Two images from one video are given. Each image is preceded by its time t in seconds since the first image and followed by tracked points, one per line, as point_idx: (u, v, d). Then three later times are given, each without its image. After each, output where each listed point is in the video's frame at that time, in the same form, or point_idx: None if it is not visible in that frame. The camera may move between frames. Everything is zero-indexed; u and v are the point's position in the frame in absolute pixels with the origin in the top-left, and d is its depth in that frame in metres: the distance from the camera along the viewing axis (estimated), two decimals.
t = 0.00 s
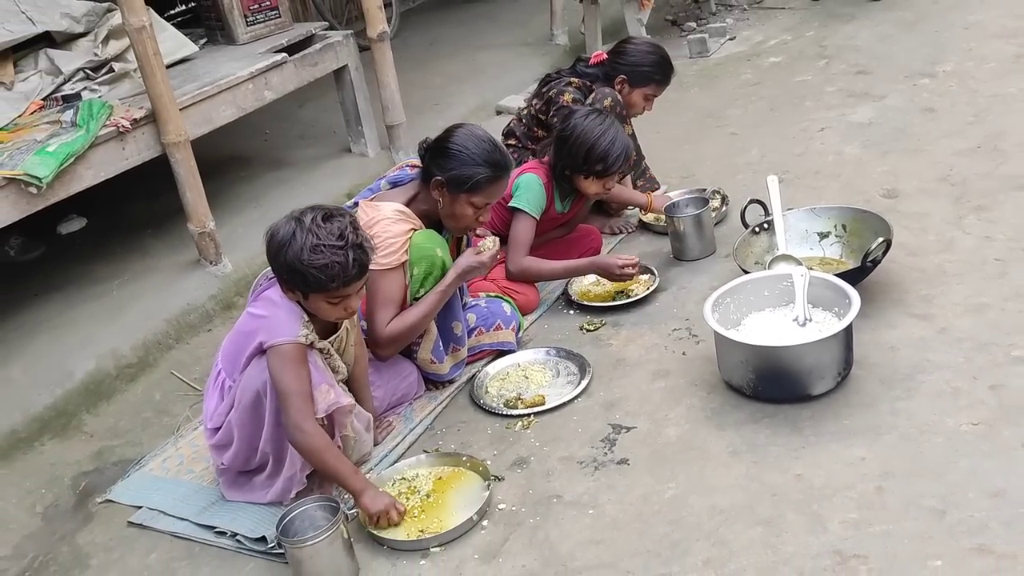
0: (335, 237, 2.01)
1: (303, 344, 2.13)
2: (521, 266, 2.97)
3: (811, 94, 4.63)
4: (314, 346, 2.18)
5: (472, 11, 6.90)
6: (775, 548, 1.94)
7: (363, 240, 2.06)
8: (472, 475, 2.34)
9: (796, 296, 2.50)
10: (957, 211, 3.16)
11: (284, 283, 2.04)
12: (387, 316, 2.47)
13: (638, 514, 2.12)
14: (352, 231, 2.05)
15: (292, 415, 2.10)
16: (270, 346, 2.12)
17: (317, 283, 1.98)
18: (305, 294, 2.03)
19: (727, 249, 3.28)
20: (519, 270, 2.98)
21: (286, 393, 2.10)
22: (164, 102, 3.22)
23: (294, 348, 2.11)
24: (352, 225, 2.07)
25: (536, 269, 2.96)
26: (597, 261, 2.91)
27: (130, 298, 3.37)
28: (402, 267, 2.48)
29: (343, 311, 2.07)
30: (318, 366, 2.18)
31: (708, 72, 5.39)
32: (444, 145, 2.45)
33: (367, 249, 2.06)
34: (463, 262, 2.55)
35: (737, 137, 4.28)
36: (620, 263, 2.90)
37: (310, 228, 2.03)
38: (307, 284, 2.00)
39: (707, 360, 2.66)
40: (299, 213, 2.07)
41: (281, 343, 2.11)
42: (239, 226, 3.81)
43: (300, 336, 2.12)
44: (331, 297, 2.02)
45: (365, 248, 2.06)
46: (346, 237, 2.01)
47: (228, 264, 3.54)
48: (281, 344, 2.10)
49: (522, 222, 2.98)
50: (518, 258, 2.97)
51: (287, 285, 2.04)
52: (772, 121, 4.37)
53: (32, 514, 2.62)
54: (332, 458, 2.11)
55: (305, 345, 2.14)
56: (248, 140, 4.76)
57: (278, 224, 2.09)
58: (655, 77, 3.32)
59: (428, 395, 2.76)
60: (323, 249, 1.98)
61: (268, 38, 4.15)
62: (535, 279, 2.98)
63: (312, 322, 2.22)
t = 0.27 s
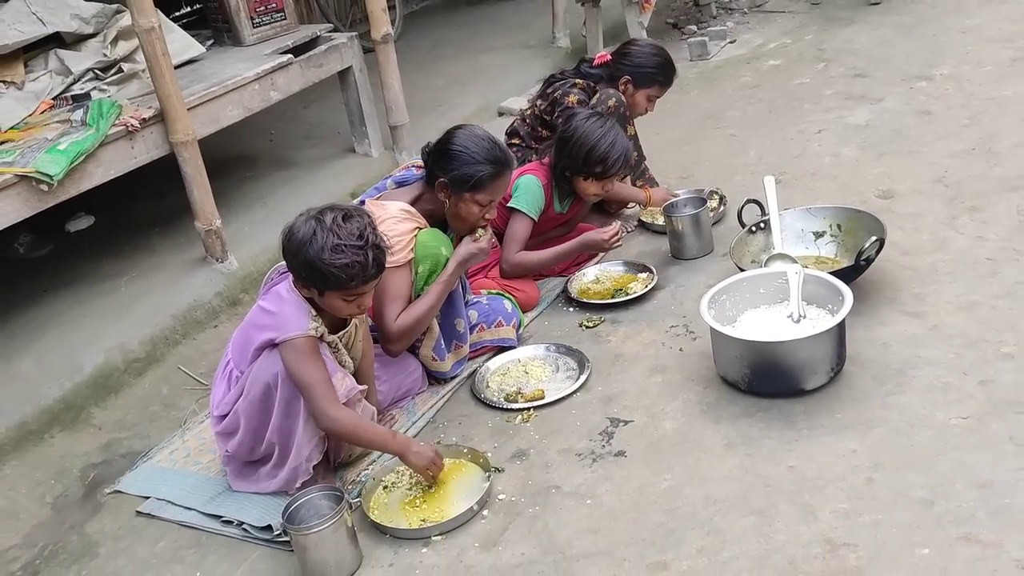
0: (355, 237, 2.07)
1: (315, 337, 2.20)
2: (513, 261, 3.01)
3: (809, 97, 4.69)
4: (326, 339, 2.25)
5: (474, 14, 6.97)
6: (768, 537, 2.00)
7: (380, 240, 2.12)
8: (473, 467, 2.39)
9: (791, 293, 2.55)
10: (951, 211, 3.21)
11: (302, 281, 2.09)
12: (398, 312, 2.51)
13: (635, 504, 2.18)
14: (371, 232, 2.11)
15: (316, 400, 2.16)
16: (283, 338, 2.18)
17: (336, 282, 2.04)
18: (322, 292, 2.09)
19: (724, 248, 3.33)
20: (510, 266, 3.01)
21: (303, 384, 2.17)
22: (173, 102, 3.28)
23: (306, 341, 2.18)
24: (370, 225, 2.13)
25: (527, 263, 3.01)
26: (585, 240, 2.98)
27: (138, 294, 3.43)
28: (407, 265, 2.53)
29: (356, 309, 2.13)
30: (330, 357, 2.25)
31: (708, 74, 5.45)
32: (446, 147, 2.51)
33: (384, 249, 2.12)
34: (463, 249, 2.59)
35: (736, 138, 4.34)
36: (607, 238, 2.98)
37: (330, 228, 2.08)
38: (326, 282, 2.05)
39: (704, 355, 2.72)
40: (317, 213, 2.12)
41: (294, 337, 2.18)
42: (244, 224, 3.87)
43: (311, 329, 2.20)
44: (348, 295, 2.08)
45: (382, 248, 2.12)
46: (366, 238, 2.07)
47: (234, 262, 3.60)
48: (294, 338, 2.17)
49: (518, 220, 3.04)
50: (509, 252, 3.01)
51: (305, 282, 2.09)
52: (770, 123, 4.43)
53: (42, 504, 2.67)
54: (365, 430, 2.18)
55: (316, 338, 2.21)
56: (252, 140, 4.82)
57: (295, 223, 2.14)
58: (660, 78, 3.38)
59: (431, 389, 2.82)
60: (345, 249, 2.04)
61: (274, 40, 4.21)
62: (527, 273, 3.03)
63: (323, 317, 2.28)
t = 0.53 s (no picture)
0: (350, 228, 2.12)
1: (321, 331, 2.25)
2: (511, 257, 3.09)
3: (809, 97, 4.73)
4: (330, 330, 2.30)
5: (478, 14, 7.02)
6: (761, 526, 2.04)
7: (377, 230, 2.17)
8: (473, 458, 2.43)
9: (786, 289, 2.60)
10: (946, 210, 3.25)
11: (300, 271, 2.15)
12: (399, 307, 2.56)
13: (631, 494, 2.22)
14: (367, 222, 2.16)
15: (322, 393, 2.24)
16: (291, 331, 2.23)
17: (332, 271, 2.09)
18: (320, 282, 2.14)
19: (722, 246, 3.38)
20: (507, 262, 3.10)
21: (310, 376, 2.23)
22: (180, 99, 3.33)
23: (313, 334, 2.23)
24: (367, 216, 2.17)
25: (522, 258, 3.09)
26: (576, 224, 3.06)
27: (144, 289, 3.48)
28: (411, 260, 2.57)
29: (355, 299, 2.18)
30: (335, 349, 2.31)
31: (709, 74, 5.49)
32: (447, 145, 2.55)
33: (381, 239, 2.17)
34: (472, 251, 2.67)
35: (736, 138, 4.38)
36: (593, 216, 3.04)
37: (327, 219, 2.13)
38: (322, 272, 2.10)
39: (700, 350, 2.76)
40: (316, 204, 2.17)
41: (301, 330, 2.23)
42: (249, 221, 3.92)
43: (318, 323, 2.25)
44: (345, 285, 2.13)
45: (379, 239, 2.17)
46: (361, 228, 2.11)
47: (239, 257, 3.66)
48: (302, 331, 2.23)
49: (516, 218, 3.11)
50: (507, 248, 3.10)
51: (303, 272, 2.15)
52: (770, 123, 4.47)
53: (49, 493, 2.72)
54: (367, 425, 2.26)
55: (322, 330, 2.26)
56: (257, 138, 4.87)
57: (295, 214, 2.20)
58: (662, 75, 3.42)
59: (432, 382, 2.87)
60: (340, 239, 2.09)
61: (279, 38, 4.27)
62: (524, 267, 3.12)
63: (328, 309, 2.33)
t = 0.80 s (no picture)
0: (347, 223, 2.16)
1: (309, 325, 2.28)
2: (506, 249, 3.12)
3: (812, 96, 4.76)
4: (319, 326, 2.33)
5: (484, 13, 7.06)
6: (756, 514, 2.08)
7: (372, 226, 2.21)
8: (476, 448, 2.48)
9: (785, 284, 2.63)
10: (946, 208, 3.29)
11: (298, 265, 2.19)
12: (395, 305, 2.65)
13: (629, 483, 2.27)
14: (363, 218, 2.19)
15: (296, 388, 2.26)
16: (279, 324, 2.27)
17: (329, 266, 2.13)
18: (318, 277, 2.18)
19: (723, 242, 3.42)
20: (503, 253, 3.14)
21: (291, 369, 2.26)
22: (189, 95, 3.38)
23: (300, 328, 2.26)
24: (363, 212, 2.21)
25: (517, 252, 3.11)
26: (577, 230, 3.08)
27: (153, 281, 3.53)
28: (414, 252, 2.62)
29: (353, 294, 2.22)
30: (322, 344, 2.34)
31: (713, 73, 5.53)
32: (456, 136, 2.59)
33: (377, 235, 2.21)
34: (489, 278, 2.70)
35: (738, 136, 4.41)
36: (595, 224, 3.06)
37: (323, 214, 2.17)
38: (319, 266, 2.14)
39: (700, 344, 2.80)
40: (313, 200, 2.22)
41: (289, 322, 2.26)
42: (256, 215, 3.97)
43: (307, 317, 2.28)
44: (342, 280, 2.17)
45: (375, 234, 2.20)
46: (357, 224, 2.15)
47: (246, 251, 3.71)
48: (290, 323, 2.26)
49: (517, 211, 3.14)
50: (505, 240, 3.13)
51: (301, 267, 2.19)
52: (773, 122, 4.51)
53: (59, 481, 2.77)
54: (335, 424, 2.27)
55: (311, 325, 2.29)
56: (264, 134, 4.92)
57: (292, 209, 2.24)
58: (664, 71, 3.47)
59: (435, 374, 2.91)
60: (336, 234, 2.13)
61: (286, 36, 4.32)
62: (522, 260, 3.14)
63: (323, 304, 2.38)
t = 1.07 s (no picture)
0: (336, 212, 2.21)
1: (303, 316, 2.32)
2: (517, 246, 3.18)
3: (816, 95, 4.80)
4: (314, 318, 2.37)
5: (491, 11, 7.10)
6: (753, 502, 2.13)
7: (362, 215, 2.25)
8: (479, 438, 2.53)
9: (785, 279, 2.67)
10: (946, 205, 3.32)
11: (291, 256, 2.25)
12: (398, 301, 2.73)
13: (629, 473, 2.31)
14: (352, 207, 2.24)
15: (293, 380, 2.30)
16: (274, 316, 2.31)
17: (320, 254, 2.18)
18: (311, 266, 2.23)
19: (725, 239, 3.46)
20: (513, 249, 3.19)
21: (286, 361, 2.30)
22: (198, 91, 3.44)
23: (295, 319, 2.30)
24: (353, 201, 2.26)
25: (529, 250, 3.17)
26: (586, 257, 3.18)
27: (163, 275, 3.58)
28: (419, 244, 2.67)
29: (347, 283, 2.27)
30: (317, 336, 2.37)
31: (719, 72, 5.56)
32: (459, 128, 2.64)
33: (367, 224, 2.25)
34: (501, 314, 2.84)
35: (742, 134, 4.45)
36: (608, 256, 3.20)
37: (313, 204, 2.22)
38: (311, 255, 2.20)
39: (701, 338, 2.84)
40: (304, 192, 2.27)
41: (283, 314, 2.29)
42: (265, 211, 4.03)
43: (301, 308, 2.31)
44: (334, 269, 2.22)
45: (365, 222, 2.25)
46: (347, 213, 2.20)
47: (255, 246, 3.76)
48: (283, 315, 2.29)
49: (523, 205, 3.18)
50: (513, 237, 3.18)
51: (294, 257, 2.24)
52: (776, 120, 4.54)
53: (71, 468, 2.82)
54: (331, 414, 2.31)
55: (305, 316, 2.32)
56: (273, 131, 4.98)
57: (285, 203, 2.30)
58: (670, 66, 3.52)
59: (440, 365, 2.96)
60: (326, 223, 2.18)
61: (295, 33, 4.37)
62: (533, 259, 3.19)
63: (319, 296, 2.42)
